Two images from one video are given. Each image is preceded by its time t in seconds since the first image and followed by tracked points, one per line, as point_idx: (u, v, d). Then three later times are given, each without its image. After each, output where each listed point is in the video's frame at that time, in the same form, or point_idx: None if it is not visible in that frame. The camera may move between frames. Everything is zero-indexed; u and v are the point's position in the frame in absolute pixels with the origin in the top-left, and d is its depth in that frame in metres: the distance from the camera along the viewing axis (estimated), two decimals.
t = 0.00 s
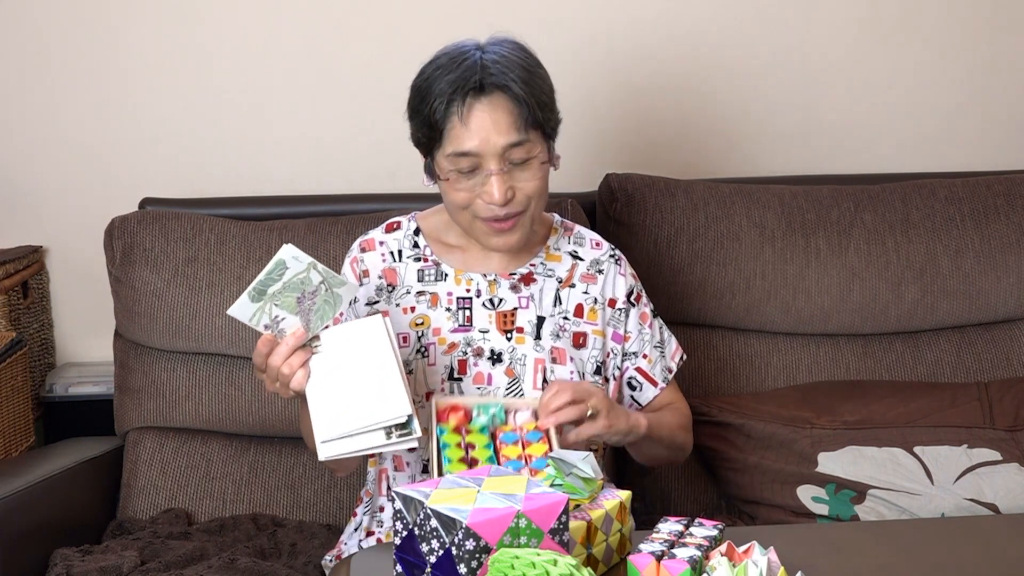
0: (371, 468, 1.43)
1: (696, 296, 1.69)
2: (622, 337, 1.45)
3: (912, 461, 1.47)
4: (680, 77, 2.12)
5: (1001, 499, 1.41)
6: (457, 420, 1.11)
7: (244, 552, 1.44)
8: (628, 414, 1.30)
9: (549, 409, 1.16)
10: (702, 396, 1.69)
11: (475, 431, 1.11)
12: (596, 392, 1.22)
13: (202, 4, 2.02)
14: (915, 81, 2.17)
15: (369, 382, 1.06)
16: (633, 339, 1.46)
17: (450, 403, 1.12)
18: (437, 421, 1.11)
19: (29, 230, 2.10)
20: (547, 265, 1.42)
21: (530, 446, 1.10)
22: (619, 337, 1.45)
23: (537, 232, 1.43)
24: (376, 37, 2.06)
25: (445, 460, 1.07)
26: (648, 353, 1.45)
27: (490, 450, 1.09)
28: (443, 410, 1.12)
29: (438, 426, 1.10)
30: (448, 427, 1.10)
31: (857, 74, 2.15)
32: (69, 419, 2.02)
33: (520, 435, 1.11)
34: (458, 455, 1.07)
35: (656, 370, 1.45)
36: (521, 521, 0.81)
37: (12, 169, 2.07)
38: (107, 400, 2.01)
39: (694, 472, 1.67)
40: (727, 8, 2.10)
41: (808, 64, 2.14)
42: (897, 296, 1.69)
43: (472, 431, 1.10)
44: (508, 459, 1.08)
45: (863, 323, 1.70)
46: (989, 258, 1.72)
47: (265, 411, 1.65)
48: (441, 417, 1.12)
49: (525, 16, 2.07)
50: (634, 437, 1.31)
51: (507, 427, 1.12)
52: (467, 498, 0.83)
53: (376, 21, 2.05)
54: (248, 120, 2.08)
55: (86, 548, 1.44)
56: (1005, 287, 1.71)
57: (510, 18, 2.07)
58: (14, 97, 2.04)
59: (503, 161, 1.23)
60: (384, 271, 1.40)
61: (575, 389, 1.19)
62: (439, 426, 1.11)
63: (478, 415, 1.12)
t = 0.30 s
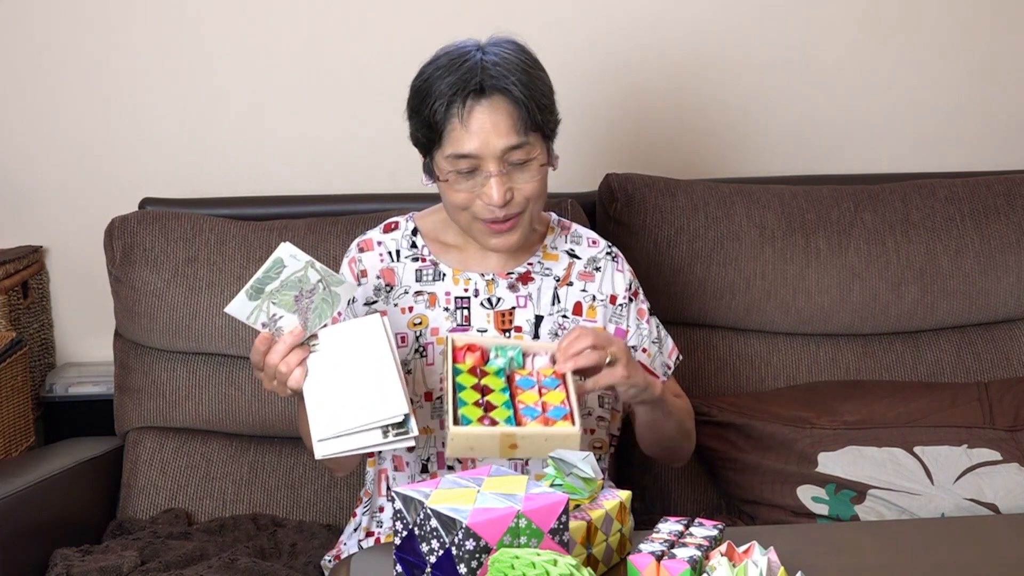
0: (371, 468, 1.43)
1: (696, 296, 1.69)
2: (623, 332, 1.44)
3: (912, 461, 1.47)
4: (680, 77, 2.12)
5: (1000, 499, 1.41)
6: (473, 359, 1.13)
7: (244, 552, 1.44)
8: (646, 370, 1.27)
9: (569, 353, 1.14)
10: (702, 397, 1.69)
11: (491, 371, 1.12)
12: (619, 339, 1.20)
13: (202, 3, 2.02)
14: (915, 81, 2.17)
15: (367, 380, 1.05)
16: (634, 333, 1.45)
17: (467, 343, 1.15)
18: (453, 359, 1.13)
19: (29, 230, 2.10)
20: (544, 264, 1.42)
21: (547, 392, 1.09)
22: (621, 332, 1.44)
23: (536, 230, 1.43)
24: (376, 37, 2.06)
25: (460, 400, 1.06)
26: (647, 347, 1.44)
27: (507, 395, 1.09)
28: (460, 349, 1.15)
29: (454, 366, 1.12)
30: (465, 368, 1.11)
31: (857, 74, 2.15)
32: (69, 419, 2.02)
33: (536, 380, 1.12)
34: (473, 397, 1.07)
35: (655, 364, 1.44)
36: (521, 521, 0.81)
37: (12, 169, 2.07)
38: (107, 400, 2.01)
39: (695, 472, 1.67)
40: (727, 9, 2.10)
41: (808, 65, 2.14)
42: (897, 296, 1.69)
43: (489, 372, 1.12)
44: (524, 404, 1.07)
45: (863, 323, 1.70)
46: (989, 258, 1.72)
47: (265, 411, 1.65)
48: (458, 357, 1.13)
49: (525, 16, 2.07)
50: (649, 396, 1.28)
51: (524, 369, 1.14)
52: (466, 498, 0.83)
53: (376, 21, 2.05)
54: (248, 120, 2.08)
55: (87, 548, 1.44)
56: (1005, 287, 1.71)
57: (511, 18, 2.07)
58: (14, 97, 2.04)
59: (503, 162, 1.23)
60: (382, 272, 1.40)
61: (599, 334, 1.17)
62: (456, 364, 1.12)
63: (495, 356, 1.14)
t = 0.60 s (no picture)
0: (369, 468, 1.43)
1: (696, 296, 1.69)
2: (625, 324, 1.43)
3: (912, 461, 1.47)
4: (680, 77, 2.12)
5: (1001, 499, 1.41)
6: (489, 335, 1.12)
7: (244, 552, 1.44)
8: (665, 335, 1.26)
9: (588, 318, 1.14)
10: (702, 397, 1.69)
11: (509, 347, 1.12)
12: (639, 303, 1.19)
13: (202, 3, 2.02)
14: (915, 82, 2.17)
15: (371, 381, 1.05)
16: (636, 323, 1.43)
17: (482, 320, 1.14)
18: (470, 337, 1.12)
19: (29, 230, 2.10)
20: (543, 263, 1.42)
21: (570, 365, 1.10)
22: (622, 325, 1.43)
23: (535, 230, 1.43)
24: (376, 37, 2.06)
25: (482, 383, 1.06)
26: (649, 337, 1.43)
27: (527, 372, 1.09)
28: (476, 327, 1.14)
29: (471, 346, 1.11)
30: (482, 347, 1.11)
31: (857, 74, 2.15)
32: (69, 419, 2.02)
33: (556, 354, 1.12)
34: (494, 377, 1.07)
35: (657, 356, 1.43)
36: (521, 521, 0.81)
37: (12, 169, 2.07)
38: (107, 400, 2.01)
39: (695, 472, 1.67)
40: (727, 9, 2.10)
41: (808, 65, 2.14)
42: (897, 296, 1.69)
43: (506, 349, 1.11)
44: (546, 381, 1.07)
45: (863, 323, 1.71)
46: (989, 258, 1.72)
47: (265, 411, 1.65)
48: (474, 333, 1.13)
49: (525, 16, 2.07)
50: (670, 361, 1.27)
51: (542, 341, 1.14)
52: (467, 498, 0.83)
53: (376, 21, 2.05)
54: (248, 120, 2.08)
55: (87, 548, 1.44)
56: (1005, 287, 1.71)
57: (511, 18, 2.07)
58: (14, 97, 2.04)
59: (503, 152, 1.23)
60: (382, 271, 1.40)
61: (619, 298, 1.16)
62: (473, 343, 1.11)
63: (511, 331, 1.14)
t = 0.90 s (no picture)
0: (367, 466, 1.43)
1: (696, 296, 1.69)
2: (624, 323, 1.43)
3: (912, 460, 1.47)
4: (680, 77, 2.12)
5: (1001, 499, 1.41)
6: (487, 309, 1.13)
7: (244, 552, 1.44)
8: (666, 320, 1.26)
9: (588, 300, 1.14)
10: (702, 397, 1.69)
11: (505, 323, 1.12)
12: (640, 286, 1.19)
13: (202, 3, 2.02)
14: (915, 82, 2.17)
15: (374, 379, 1.05)
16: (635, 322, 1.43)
17: (481, 293, 1.15)
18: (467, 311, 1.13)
19: (29, 229, 2.10)
20: (543, 262, 1.42)
21: (562, 346, 1.09)
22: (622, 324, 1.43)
23: (535, 230, 1.44)
24: (376, 38, 2.06)
25: (473, 359, 1.06)
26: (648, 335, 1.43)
27: (519, 351, 1.09)
28: (474, 300, 1.15)
29: (468, 321, 1.11)
30: (479, 321, 1.11)
31: (857, 74, 2.15)
32: (69, 419, 2.02)
33: (551, 333, 1.10)
34: (486, 355, 1.07)
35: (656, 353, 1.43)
36: (521, 521, 0.81)
37: (12, 170, 2.07)
38: (107, 400, 2.01)
39: (695, 472, 1.67)
40: (727, 9, 2.10)
41: (808, 65, 2.14)
42: (897, 296, 1.69)
43: (502, 326, 1.11)
44: (538, 362, 1.07)
45: (863, 323, 1.71)
46: (989, 258, 1.72)
47: (265, 411, 1.65)
48: (472, 307, 1.14)
49: (525, 16, 2.07)
50: (671, 346, 1.26)
51: (540, 319, 1.14)
52: (467, 498, 0.83)
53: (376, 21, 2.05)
54: (248, 120, 2.08)
55: (87, 548, 1.44)
56: (1005, 288, 1.71)
57: (510, 18, 2.07)
58: (14, 98, 2.04)
59: (501, 150, 1.23)
60: (383, 269, 1.40)
61: (618, 279, 1.16)
62: (470, 316, 1.12)
63: (510, 307, 1.14)
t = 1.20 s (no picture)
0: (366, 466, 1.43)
1: (696, 296, 1.69)
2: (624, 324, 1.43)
3: (912, 461, 1.47)
4: (680, 78, 2.12)
5: (1001, 499, 1.41)
6: (486, 317, 1.13)
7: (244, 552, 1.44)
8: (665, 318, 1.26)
9: (586, 300, 1.15)
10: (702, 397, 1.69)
11: (505, 329, 1.11)
12: (638, 285, 1.20)
13: (202, 3, 2.02)
14: (915, 82, 2.17)
15: (369, 384, 1.05)
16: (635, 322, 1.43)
17: (479, 301, 1.15)
18: (467, 319, 1.12)
19: (29, 229, 2.10)
20: (544, 262, 1.42)
21: (564, 347, 1.09)
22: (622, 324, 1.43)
23: (536, 230, 1.43)
24: (376, 37, 2.06)
25: (477, 365, 1.05)
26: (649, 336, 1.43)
27: (522, 354, 1.08)
28: (473, 309, 1.14)
29: (468, 329, 1.10)
30: (479, 328, 1.10)
31: (857, 74, 2.15)
32: (69, 420, 2.02)
33: (553, 336, 1.11)
34: (489, 359, 1.06)
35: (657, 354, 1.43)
36: (521, 521, 0.81)
37: (13, 170, 2.07)
38: (108, 401, 2.01)
39: (695, 472, 1.67)
40: (727, 8, 2.09)
41: (808, 65, 2.14)
42: (897, 296, 1.69)
43: (503, 331, 1.11)
44: (542, 363, 1.07)
45: (863, 324, 1.71)
46: (989, 258, 1.72)
47: (265, 411, 1.65)
48: (471, 316, 1.13)
49: (525, 16, 2.07)
50: (670, 344, 1.26)
51: (540, 323, 1.14)
52: (467, 498, 0.83)
53: (376, 21, 2.05)
54: (248, 120, 2.08)
55: (87, 548, 1.44)
56: (1005, 288, 1.71)
57: (510, 18, 2.07)
58: (14, 97, 2.04)
59: (502, 156, 1.23)
60: (383, 269, 1.40)
61: (615, 278, 1.17)
62: (470, 325, 1.12)
63: (509, 313, 1.14)
